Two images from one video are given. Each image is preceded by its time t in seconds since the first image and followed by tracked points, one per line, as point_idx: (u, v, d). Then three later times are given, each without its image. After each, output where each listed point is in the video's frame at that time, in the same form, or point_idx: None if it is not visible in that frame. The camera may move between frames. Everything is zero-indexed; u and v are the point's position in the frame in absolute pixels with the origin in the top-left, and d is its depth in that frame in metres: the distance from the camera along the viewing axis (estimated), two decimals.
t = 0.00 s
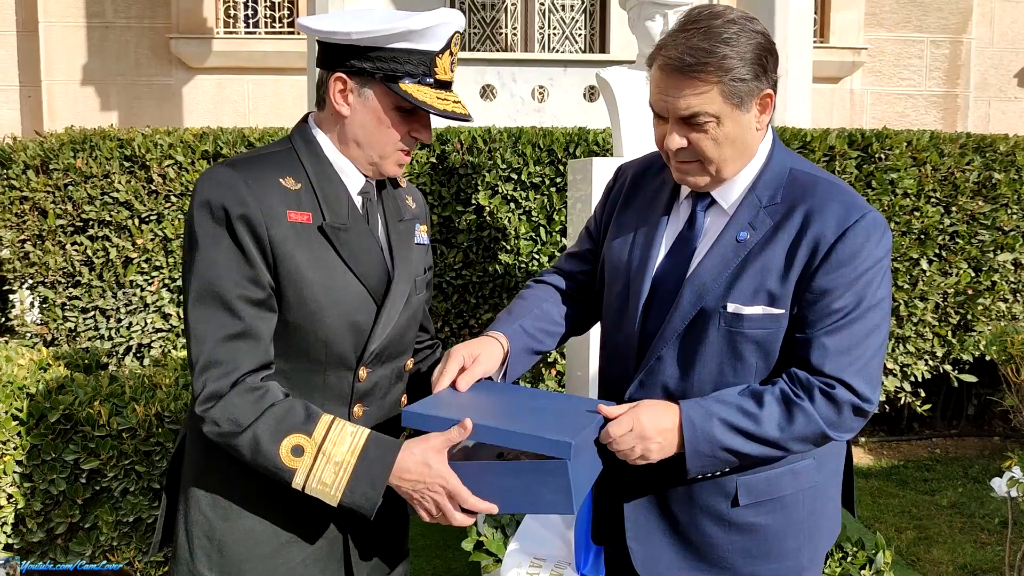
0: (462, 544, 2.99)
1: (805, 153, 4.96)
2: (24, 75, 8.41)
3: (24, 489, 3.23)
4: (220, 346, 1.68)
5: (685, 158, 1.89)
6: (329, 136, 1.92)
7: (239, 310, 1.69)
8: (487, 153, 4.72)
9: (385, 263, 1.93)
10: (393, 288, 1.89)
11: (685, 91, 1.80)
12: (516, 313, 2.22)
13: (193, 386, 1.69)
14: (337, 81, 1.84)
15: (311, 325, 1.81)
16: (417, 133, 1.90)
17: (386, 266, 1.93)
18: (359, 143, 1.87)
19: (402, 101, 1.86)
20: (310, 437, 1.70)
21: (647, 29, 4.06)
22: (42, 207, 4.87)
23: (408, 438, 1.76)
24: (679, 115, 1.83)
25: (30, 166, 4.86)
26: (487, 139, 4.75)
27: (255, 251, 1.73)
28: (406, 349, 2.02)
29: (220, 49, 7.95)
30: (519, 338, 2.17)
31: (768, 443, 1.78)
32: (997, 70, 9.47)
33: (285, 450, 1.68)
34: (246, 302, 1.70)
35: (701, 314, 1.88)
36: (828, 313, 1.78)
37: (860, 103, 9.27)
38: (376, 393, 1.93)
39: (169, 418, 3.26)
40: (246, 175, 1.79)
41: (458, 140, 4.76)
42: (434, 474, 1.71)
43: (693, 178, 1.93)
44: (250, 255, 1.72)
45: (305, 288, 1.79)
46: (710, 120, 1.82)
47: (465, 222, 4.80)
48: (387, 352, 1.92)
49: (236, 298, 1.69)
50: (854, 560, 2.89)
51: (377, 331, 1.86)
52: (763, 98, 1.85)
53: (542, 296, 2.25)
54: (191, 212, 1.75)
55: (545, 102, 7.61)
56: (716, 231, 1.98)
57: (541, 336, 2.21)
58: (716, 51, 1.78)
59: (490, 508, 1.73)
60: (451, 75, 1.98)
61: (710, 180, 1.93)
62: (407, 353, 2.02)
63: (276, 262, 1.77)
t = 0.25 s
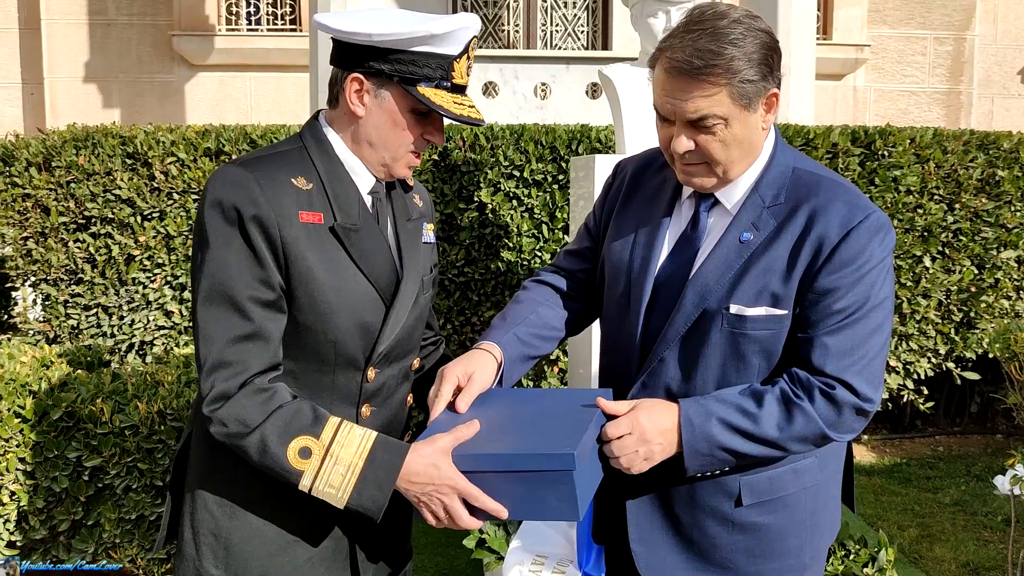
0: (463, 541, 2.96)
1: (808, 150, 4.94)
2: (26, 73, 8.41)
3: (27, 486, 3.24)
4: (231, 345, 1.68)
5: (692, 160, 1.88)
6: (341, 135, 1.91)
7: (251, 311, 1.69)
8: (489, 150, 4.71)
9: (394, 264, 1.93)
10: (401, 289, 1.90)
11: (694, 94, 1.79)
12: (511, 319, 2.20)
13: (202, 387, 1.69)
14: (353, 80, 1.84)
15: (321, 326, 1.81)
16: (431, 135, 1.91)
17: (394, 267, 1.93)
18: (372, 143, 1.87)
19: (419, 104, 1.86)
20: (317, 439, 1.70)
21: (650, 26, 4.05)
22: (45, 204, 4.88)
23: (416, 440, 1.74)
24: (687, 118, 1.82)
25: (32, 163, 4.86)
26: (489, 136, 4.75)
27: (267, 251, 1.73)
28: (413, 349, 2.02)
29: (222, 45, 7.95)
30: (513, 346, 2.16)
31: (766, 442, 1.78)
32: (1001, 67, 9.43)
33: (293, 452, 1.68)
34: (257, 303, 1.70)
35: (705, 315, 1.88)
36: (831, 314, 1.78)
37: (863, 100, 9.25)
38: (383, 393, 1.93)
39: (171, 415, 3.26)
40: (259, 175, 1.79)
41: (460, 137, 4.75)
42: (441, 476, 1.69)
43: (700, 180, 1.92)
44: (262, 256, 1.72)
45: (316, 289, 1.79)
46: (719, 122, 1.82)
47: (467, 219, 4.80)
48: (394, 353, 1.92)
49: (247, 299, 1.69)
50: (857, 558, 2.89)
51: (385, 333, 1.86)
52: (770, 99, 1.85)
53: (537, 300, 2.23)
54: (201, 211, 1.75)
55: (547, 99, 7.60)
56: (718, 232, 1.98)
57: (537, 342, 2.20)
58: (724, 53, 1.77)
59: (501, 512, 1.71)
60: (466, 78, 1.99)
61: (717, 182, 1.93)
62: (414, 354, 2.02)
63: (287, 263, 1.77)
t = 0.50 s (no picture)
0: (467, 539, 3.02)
1: (810, 147, 4.93)
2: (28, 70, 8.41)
3: (30, 484, 3.24)
4: (241, 343, 1.68)
5: (695, 161, 1.87)
6: (352, 133, 1.92)
7: (260, 309, 1.69)
8: (491, 147, 4.71)
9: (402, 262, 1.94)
10: (409, 287, 1.90)
11: (697, 95, 1.78)
12: (503, 323, 2.20)
13: (209, 384, 1.69)
14: (366, 80, 1.84)
15: (330, 324, 1.81)
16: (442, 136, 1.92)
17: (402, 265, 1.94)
18: (383, 143, 1.88)
19: (431, 104, 1.87)
20: (325, 439, 1.71)
21: (652, 23, 4.05)
22: (47, 202, 4.89)
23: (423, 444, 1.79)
24: (691, 119, 1.82)
25: (35, 161, 4.87)
26: (491, 133, 4.75)
27: (277, 249, 1.73)
28: (420, 347, 2.03)
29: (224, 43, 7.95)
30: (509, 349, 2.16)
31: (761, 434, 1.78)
32: (1003, 63, 9.41)
33: (301, 451, 1.69)
34: (266, 301, 1.70)
35: (705, 312, 1.88)
36: (830, 311, 1.77)
37: (865, 97, 9.24)
38: (389, 392, 1.94)
39: (175, 413, 3.26)
40: (269, 173, 1.78)
41: (462, 134, 4.75)
42: (445, 478, 1.72)
43: (704, 180, 1.92)
44: (272, 253, 1.72)
45: (324, 287, 1.79)
46: (722, 123, 1.81)
47: (469, 216, 4.82)
48: (401, 351, 1.93)
49: (257, 297, 1.69)
50: (859, 555, 2.90)
51: (393, 331, 1.86)
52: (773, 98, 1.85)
53: (533, 301, 2.23)
54: (210, 210, 1.75)
55: (549, 96, 7.60)
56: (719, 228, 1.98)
57: (530, 344, 2.19)
58: (727, 53, 1.76)
59: (511, 502, 1.70)
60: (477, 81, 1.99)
61: (721, 181, 1.92)
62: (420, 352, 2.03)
63: (297, 260, 1.77)
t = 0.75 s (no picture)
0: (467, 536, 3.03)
1: (810, 144, 4.93)
2: (27, 68, 8.41)
3: (30, 482, 3.25)
4: (243, 341, 1.68)
5: (687, 161, 1.88)
6: (355, 131, 1.91)
7: (262, 309, 1.69)
8: (491, 145, 4.70)
9: (404, 260, 1.94)
10: (411, 286, 1.90)
11: (688, 99, 1.79)
12: (507, 315, 2.20)
13: (210, 382, 1.69)
14: (369, 78, 1.84)
15: (333, 322, 1.81)
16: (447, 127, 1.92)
17: (405, 263, 1.94)
18: (389, 139, 1.87)
19: (435, 96, 1.87)
20: (323, 441, 1.71)
21: (652, 20, 4.04)
22: (47, 200, 4.88)
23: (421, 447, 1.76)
24: (682, 122, 1.82)
25: (34, 159, 4.86)
26: (490, 131, 4.74)
27: (281, 247, 1.72)
28: (421, 345, 2.03)
29: (224, 41, 7.94)
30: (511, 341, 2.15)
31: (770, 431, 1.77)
32: (1002, 60, 9.40)
33: (299, 452, 1.69)
34: (269, 300, 1.70)
35: (703, 308, 1.88)
36: (829, 306, 1.77)
37: (865, 93, 9.24)
38: (392, 389, 1.94)
39: (175, 411, 3.26)
40: (273, 171, 1.78)
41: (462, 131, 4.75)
42: (441, 482, 1.69)
43: (696, 180, 1.93)
44: (276, 253, 1.71)
45: (327, 285, 1.79)
46: (713, 126, 1.82)
47: (469, 213, 4.80)
48: (404, 349, 1.93)
49: (260, 297, 1.69)
50: (859, 551, 2.90)
51: (395, 330, 1.86)
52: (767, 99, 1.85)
53: (536, 295, 2.23)
54: (212, 210, 1.74)
55: (548, 93, 7.59)
56: (714, 225, 1.97)
57: (532, 338, 2.19)
58: (719, 57, 1.75)
59: (509, 502, 1.64)
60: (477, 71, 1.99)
61: (715, 180, 1.93)
62: (422, 350, 2.03)
63: (300, 258, 1.77)
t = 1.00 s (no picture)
0: (466, 534, 3.05)
1: (808, 141, 4.93)
2: (23, 67, 8.39)
3: (28, 481, 3.24)
4: (238, 342, 1.68)
5: (675, 162, 1.88)
6: (347, 127, 1.91)
7: (257, 311, 1.69)
8: (488, 142, 4.70)
9: (401, 256, 1.93)
10: (408, 281, 1.90)
11: (675, 99, 1.79)
12: (503, 309, 2.21)
13: (203, 386, 1.70)
14: (359, 74, 1.84)
15: (332, 321, 1.80)
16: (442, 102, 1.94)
17: (401, 258, 1.93)
18: (388, 128, 1.88)
19: (425, 73, 1.88)
20: (314, 441, 1.71)
21: (649, 17, 4.04)
22: (43, 199, 4.87)
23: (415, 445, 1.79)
24: (670, 122, 1.82)
25: (30, 157, 4.84)
26: (487, 128, 4.74)
27: (277, 249, 1.72)
28: (419, 341, 2.03)
29: (221, 39, 7.93)
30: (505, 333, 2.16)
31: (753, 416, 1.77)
32: (1000, 56, 9.39)
33: (290, 453, 1.69)
34: (264, 301, 1.70)
35: (694, 304, 1.87)
36: (815, 299, 1.77)
37: (862, 90, 9.23)
38: (393, 386, 1.94)
39: (172, 410, 3.25)
40: (268, 172, 1.77)
41: (459, 129, 4.75)
42: (431, 478, 1.72)
43: (685, 179, 1.93)
44: (271, 254, 1.71)
45: (324, 283, 1.79)
46: (700, 125, 1.81)
47: (467, 211, 4.78)
48: (402, 345, 1.93)
49: (255, 298, 1.69)
50: (857, 547, 2.91)
51: (393, 325, 1.86)
52: (754, 98, 1.84)
53: (533, 291, 2.24)
54: (206, 213, 1.74)
55: (546, 90, 7.58)
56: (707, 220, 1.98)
57: (530, 330, 2.19)
58: (705, 58, 1.75)
59: (501, 493, 1.68)
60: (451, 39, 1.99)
61: (704, 178, 1.94)
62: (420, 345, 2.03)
63: (297, 259, 1.76)
